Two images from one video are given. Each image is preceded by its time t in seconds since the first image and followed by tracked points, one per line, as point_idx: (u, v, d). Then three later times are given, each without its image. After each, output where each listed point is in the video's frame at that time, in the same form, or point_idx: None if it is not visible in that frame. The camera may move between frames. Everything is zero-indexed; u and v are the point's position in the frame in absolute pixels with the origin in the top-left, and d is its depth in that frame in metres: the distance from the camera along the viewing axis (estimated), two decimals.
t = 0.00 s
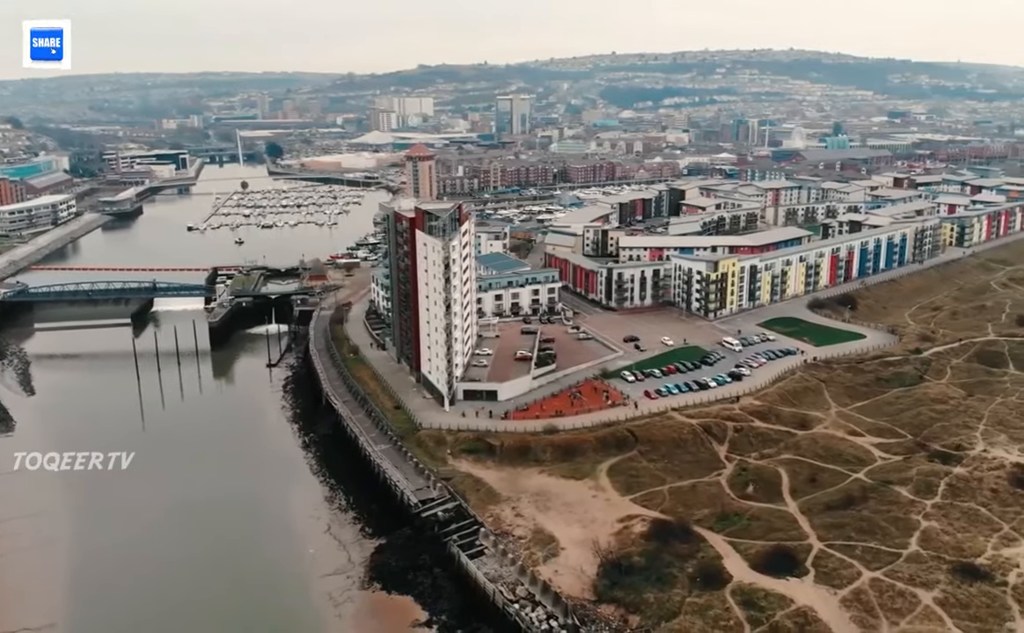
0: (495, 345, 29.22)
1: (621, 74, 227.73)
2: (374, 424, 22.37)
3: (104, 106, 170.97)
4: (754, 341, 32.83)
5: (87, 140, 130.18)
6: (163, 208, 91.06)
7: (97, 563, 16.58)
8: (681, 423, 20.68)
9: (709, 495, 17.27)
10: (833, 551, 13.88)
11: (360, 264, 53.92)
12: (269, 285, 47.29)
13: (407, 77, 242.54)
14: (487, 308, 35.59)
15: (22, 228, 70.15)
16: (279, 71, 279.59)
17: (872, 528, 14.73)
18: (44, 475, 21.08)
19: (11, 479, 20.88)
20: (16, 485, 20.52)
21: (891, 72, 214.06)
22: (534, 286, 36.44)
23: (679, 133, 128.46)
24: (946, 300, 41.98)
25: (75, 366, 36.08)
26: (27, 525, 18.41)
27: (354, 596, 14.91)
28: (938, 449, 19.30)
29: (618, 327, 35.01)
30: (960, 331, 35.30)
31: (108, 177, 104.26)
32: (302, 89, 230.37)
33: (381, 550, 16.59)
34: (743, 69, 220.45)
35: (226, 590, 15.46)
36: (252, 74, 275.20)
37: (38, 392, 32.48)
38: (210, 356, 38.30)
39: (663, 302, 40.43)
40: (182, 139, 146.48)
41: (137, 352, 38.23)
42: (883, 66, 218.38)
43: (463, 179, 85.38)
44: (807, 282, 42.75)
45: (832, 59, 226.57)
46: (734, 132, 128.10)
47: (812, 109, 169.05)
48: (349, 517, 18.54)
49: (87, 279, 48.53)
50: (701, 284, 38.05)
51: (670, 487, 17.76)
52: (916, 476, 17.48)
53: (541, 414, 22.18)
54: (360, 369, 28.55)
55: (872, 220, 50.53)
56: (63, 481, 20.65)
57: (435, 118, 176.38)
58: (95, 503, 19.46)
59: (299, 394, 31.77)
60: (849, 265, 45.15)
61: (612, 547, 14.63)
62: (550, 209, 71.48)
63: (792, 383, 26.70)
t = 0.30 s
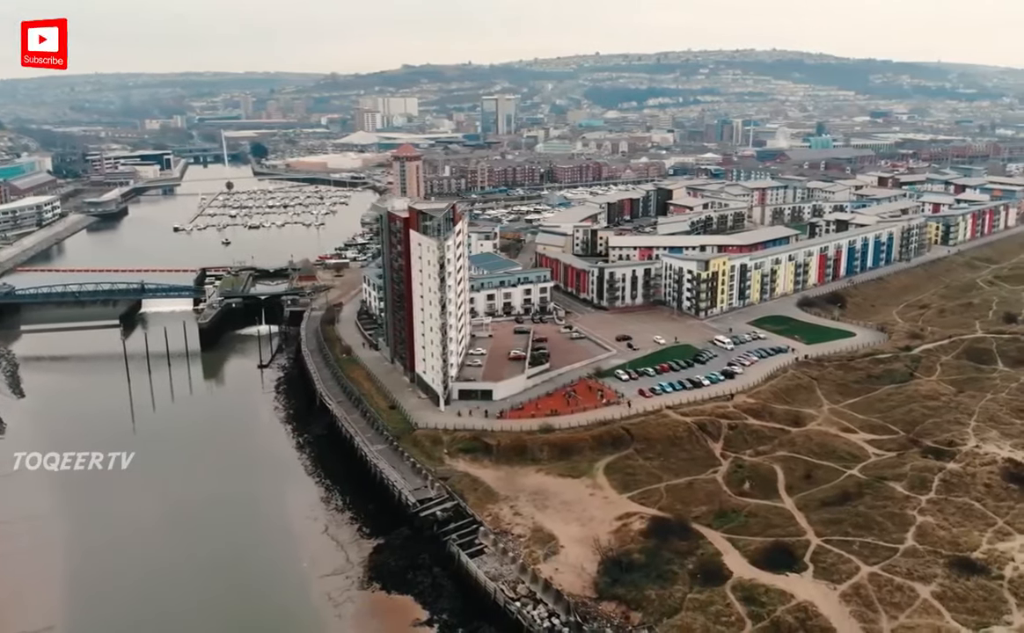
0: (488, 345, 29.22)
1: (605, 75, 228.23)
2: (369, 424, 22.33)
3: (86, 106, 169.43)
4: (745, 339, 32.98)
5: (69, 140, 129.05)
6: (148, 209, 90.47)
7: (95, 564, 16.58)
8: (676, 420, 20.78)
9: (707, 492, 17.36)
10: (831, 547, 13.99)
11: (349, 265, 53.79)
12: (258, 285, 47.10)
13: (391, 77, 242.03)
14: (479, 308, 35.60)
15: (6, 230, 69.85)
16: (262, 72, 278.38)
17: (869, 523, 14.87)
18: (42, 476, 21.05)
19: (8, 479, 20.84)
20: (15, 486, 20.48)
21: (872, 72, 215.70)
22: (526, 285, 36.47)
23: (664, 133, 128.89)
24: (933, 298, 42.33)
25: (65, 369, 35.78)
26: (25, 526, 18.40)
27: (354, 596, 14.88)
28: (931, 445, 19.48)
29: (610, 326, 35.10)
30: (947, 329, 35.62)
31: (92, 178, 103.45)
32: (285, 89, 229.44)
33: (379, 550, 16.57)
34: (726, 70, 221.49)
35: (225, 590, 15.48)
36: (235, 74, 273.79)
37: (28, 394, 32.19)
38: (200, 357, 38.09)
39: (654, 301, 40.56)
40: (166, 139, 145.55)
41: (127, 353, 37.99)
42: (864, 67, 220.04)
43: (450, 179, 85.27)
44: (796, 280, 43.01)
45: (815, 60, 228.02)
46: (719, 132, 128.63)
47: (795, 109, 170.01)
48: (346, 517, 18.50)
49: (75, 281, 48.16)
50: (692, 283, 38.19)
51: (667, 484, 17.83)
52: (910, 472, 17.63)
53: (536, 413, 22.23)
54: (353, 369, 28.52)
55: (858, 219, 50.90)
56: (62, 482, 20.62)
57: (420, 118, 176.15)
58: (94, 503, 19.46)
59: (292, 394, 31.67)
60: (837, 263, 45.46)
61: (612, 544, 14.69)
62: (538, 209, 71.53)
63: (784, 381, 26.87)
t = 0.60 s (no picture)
0: (481, 344, 29.21)
1: (589, 75, 228.77)
2: (365, 424, 22.28)
3: (66, 106, 167.69)
4: (737, 337, 33.14)
5: (51, 141, 127.94)
6: (133, 210, 89.87)
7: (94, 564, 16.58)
8: (671, 418, 20.87)
9: (704, 489, 17.45)
10: (829, 543, 14.11)
11: (338, 265, 53.66)
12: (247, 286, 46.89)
13: (374, 77, 241.48)
14: (471, 308, 35.59)
15: None
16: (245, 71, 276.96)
17: (866, 519, 15.00)
18: (43, 475, 21.04)
19: (8, 479, 20.82)
20: (16, 486, 20.45)
21: (854, 72, 217.40)
22: (518, 285, 36.50)
23: (649, 133, 129.38)
24: (920, 296, 42.70)
25: (53, 371, 35.48)
26: (25, 525, 18.38)
27: (354, 596, 14.86)
28: (923, 441, 19.65)
29: (602, 325, 35.18)
30: (935, 326, 35.94)
31: (75, 179, 102.63)
32: (269, 89, 228.46)
33: (377, 550, 16.55)
34: (709, 70, 222.53)
35: (223, 590, 15.48)
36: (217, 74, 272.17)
37: (16, 397, 31.89)
38: (190, 358, 37.86)
39: (645, 300, 40.69)
40: (149, 140, 144.60)
41: (116, 355, 37.70)
42: (845, 67, 221.75)
43: (437, 179, 85.19)
44: (785, 279, 43.27)
45: (797, 60, 229.59)
46: (703, 132, 129.20)
47: (778, 109, 171.06)
48: (343, 518, 18.46)
49: (62, 282, 47.75)
50: (683, 283, 38.33)
51: (664, 482, 17.91)
52: (905, 467, 17.79)
53: (532, 412, 22.26)
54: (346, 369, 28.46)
55: (845, 218, 51.25)
56: (55, 485, 20.48)
57: (405, 118, 175.91)
58: (94, 503, 19.45)
59: (284, 395, 31.56)
60: (825, 262, 45.76)
61: (612, 543, 14.72)
62: (526, 209, 71.61)
63: (777, 379, 27.02)
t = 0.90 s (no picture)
0: (474, 344, 29.23)
1: (573, 75, 229.12)
2: (360, 424, 22.26)
3: (47, 106, 165.79)
4: (728, 336, 33.30)
5: (33, 142, 126.68)
6: (117, 211, 89.13)
7: (93, 564, 16.54)
8: (666, 416, 20.98)
9: (701, 487, 17.54)
10: (827, 538, 14.22)
11: (327, 266, 53.50)
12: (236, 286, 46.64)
13: (358, 77, 240.76)
14: (464, 307, 35.58)
15: None
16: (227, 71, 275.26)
17: (862, 515, 15.13)
18: (44, 475, 20.99)
19: (8, 479, 20.78)
20: (16, 485, 20.40)
21: (836, 72, 218.95)
22: (510, 285, 36.52)
23: (635, 133, 129.82)
24: (907, 294, 43.06)
25: (42, 373, 35.13)
26: (24, 526, 18.33)
27: (353, 596, 14.83)
28: (916, 437, 19.83)
29: (595, 324, 35.20)
30: (923, 324, 36.26)
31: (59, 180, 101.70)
32: (252, 90, 227.23)
33: (376, 550, 16.53)
34: (692, 71, 223.46)
35: (223, 590, 15.46)
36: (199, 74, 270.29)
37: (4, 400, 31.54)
38: (180, 360, 37.62)
39: (637, 300, 40.81)
40: (132, 141, 143.45)
41: (105, 357, 37.38)
42: (827, 67, 223.29)
43: (425, 180, 85.09)
44: (774, 278, 43.52)
45: (779, 61, 231.04)
46: (688, 132, 129.67)
47: (761, 109, 172.03)
48: (340, 518, 18.42)
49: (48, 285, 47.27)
50: (674, 282, 38.48)
51: (661, 480, 18.00)
52: (898, 463, 17.95)
53: (527, 411, 22.28)
54: (340, 370, 28.39)
55: (832, 217, 51.62)
56: (47, 487, 20.30)
57: (389, 118, 175.57)
58: (93, 503, 19.42)
59: (278, 396, 31.44)
60: (813, 261, 46.06)
61: (612, 540, 14.78)
62: (514, 209, 71.67)
63: (769, 376, 27.19)
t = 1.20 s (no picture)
0: (468, 344, 29.24)
1: (557, 75, 229.37)
2: (356, 424, 22.23)
3: (27, 106, 163.82)
4: (719, 334, 33.44)
5: (14, 142, 125.30)
6: (101, 212, 88.39)
7: (92, 564, 16.57)
8: (661, 414, 21.07)
9: (697, 484, 17.63)
10: (824, 534, 14.35)
11: (316, 266, 53.33)
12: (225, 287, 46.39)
13: (342, 77, 239.95)
14: (456, 307, 35.58)
15: None
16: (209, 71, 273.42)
17: (859, 510, 15.27)
18: (45, 475, 21.04)
19: (9, 478, 20.84)
20: (17, 484, 20.44)
21: (818, 73, 220.47)
22: (502, 284, 36.54)
23: (620, 133, 130.20)
24: (895, 292, 43.39)
25: (30, 376, 34.82)
26: (23, 525, 18.35)
27: (352, 597, 14.83)
28: (909, 433, 20.01)
29: (587, 323, 35.26)
30: (912, 321, 36.58)
31: (42, 181, 100.71)
32: (235, 90, 225.87)
33: (374, 549, 16.53)
34: (676, 71, 224.29)
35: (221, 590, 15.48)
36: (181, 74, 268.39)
37: None
38: (170, 362, 37.37)
39: (628, 299, 40.91)
40: (115, 141, 142.27)
41: (94, 359, 37.09)
42: (810, 68, 224.79)
43: (412, 180, 84.95)
44: (763, 277, 43.76)
45: (762, 61, 232.39)
46: (672, 132, 130.13)
47: (745, 109, 172.95)
48: (337, 518, 18.38)
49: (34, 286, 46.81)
50: (665, 281, 38.62)
51: (657, 477, 18.08)
52: (892, 459, 18.10)
53: (522, 410, 22.33)
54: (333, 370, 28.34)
55: (819, 216, 51.96)
56: (39, 490, 20.16)
57: (374, 118, 175.13)
58: (94, 503, 19.47)
59: (270, 397, 31.34)
60: (801, 260, 46.34)
61: (612, 537, 14.85)
62: (503, 209, 71.67)
63: (761, 374, 27.35)
